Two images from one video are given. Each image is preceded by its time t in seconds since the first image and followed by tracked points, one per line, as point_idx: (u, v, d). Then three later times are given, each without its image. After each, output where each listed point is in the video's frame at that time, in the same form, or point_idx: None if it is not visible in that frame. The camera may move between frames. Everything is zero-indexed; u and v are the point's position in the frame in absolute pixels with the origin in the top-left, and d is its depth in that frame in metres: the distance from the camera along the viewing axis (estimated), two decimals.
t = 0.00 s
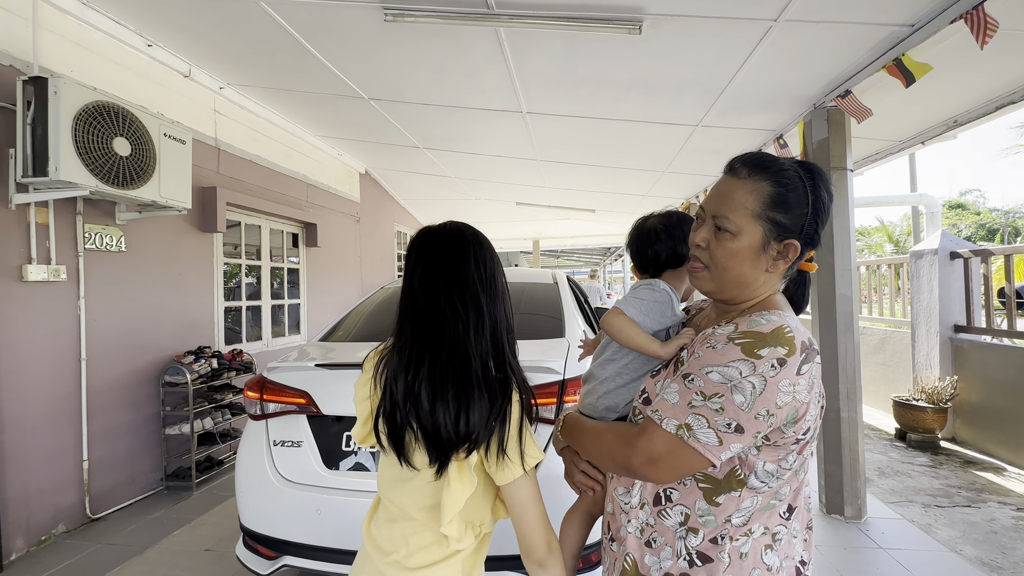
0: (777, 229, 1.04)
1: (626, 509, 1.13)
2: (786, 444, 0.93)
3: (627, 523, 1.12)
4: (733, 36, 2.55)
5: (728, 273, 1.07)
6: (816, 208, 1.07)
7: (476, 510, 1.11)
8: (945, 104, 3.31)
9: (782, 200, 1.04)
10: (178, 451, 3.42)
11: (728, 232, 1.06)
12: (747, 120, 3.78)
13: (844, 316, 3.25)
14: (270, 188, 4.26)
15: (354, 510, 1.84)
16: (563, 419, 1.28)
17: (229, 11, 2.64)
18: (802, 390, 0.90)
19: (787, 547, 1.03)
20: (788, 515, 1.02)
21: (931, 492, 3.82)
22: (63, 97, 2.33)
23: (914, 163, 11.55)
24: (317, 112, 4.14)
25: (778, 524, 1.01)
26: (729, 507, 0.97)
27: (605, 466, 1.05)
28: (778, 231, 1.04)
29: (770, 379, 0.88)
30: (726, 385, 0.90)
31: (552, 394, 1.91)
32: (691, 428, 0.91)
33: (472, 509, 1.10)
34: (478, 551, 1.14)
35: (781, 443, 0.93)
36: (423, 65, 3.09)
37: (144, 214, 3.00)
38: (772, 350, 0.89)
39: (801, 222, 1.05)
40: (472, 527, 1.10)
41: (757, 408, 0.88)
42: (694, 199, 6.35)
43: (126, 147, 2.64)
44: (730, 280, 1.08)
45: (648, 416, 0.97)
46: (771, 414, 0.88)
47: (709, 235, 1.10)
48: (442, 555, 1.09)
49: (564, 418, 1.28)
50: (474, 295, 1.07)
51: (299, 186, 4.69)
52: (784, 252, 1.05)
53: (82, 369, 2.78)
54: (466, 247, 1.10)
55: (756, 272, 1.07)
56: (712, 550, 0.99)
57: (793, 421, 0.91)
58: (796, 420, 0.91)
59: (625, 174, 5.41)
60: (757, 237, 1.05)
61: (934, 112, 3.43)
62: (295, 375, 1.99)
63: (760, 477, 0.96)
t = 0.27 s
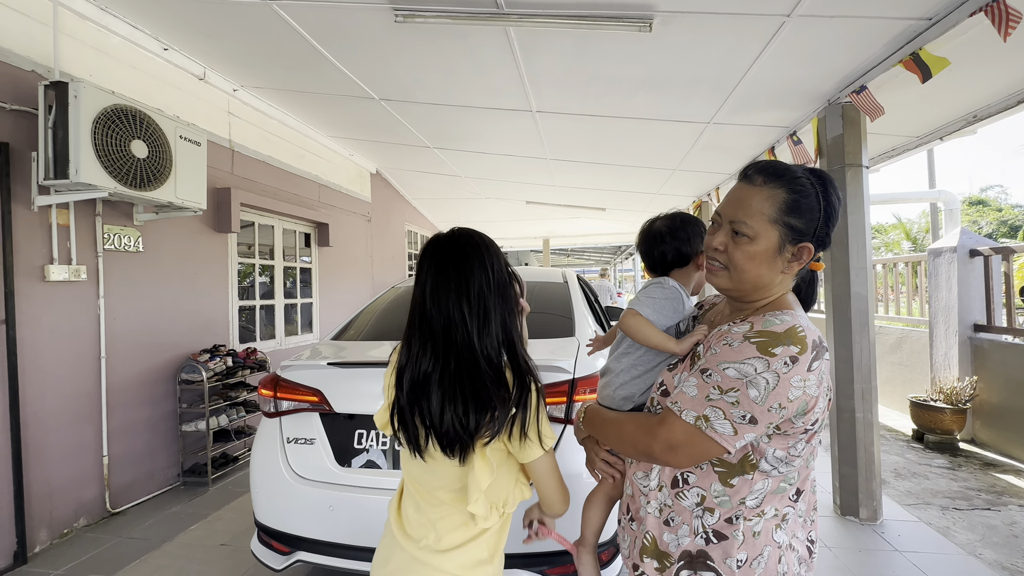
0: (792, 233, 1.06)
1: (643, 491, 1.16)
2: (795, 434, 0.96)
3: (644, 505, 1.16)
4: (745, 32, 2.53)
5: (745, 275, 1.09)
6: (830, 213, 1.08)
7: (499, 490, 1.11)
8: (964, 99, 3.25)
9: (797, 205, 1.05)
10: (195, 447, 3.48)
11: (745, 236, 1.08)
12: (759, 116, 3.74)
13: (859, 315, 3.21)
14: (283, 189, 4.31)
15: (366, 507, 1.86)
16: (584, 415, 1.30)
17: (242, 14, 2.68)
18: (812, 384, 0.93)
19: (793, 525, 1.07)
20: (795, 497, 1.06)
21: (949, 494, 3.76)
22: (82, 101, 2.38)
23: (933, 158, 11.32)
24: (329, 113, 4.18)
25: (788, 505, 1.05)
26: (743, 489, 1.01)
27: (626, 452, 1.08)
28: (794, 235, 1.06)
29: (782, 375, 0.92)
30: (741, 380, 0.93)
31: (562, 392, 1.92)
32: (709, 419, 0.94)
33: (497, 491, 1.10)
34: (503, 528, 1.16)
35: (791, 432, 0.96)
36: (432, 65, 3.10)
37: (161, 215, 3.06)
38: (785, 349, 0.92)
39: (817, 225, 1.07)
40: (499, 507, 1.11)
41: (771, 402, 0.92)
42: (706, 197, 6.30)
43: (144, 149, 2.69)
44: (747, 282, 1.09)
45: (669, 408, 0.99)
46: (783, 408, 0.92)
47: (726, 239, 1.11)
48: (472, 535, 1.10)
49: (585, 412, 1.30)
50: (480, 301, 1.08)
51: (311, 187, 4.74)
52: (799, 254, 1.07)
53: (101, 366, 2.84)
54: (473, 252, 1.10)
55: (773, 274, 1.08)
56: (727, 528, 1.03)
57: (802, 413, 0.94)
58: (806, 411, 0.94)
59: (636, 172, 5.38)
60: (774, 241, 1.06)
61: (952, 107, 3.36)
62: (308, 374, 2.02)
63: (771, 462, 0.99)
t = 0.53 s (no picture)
0: (805, 226, 1.06)
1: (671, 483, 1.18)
2: (818, 420, 0.98)
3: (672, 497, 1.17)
4: (764, 23, 2.49)
5: (759, 269, 1.08)
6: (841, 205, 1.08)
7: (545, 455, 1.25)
8: (994, 88, 3.14)
9: (809, 198, 1.05)
10: (218, 440, 3.58)
11: (759, 231, 1.07)
12: (779, 109, 3.67)
13: (882, 312, 3.14)
14: (301, 187, 4.39)
15: (380, 499, 1.89)
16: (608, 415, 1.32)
17: (263, 15, 2.73)
18: (834, 370, 0.96)
19: (818, 510, 1.10)
20: (820, 482, 1.09)
21: (977, 496, 3.66)
22: (110, 103, 2.46)
23: (964, 150, 10.94)
24: (345, 111, 4.23)
25: (813, 491, 1.08)
26: (771, 476, 1.03)
27: (653, 447, 1.11)
28: (807, 228, 1.06)
29: (806, 363, 0.94)
30: (766, 370, 0.96)
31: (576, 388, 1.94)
32: (736, 409, 0.97)
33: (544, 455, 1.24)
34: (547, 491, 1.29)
35: (815, 419, 0.98)
36: (447, 61, 3.11)
37: (185, 213, 3.14)
38: (806, 338, 0.95)
39: (830, 218, 1.06)
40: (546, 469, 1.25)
41: (796, 389, 0.94)
42: (723, 192, 6.22)
43: (167, 149, 2.76)
44: (761, 276, 1.09)
45: (697, 401, 1.02)
46: (807, 395, 0.95)
47: (740, 234, 1.10)
48: (523, 495, 1.22)
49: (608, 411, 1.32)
50: (524, 300, 1.19)
51: (329, 184, 4.81)
52: (812, 246, 1.06)
53: (129, 360, 2.93)
54: (515, 257, 1.21)
55: (788, 267, 1.08)
56: (757, 515, 1.05)
57: (825, 399, 0.97)
58: (827, 398, 0.97)
59: (652, 167, 5.32)
60: (788, 235, 1.06)
61: (981, 96, 3.26)
62: (325, 368, 2.06)
63: (796, 449, 1.01)
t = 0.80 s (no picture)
0: (823, 216, 1.04)
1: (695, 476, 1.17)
2: (847, 412, 0.97)
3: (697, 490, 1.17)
4: (787, 10, 2.43)
5: (777, 261, 1.07)
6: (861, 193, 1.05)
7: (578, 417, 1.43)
8: None
9: (827, 187, 1.03)
10: (247, 429, 3.71)
11: (777, 223, 1.06)
12: (805, 97, 3.58)
13: (912, 306, 3.05)
14: (325, 183, 4.49)
15: (398, 487, 1.94)
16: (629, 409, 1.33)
17: (287, 15, 2.81)
18: (862, 361, 0.95)
19: (846, 501, 1.08)
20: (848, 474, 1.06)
21: (1012, 498, 3.53)
22: (143, 103, 2.56)
23: (1007, 138, 10.44)
24: (367, 108, 4.30)
25: (840, 482, 1.05)
26: (798, 469, 1.01)
27: (679, 441, 1.11)
28: (826, 218, 1.04)
29: (836, 354, 0.93)
30: (795, 363, 0.95)
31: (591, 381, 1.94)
32: (765, 403, 0.96)
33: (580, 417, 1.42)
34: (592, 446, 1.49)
35: (843, 410, 0.97)
36: (465, 56, 3.14)
37: (214, 209, 3.26)
38: (835, 329, 0.94)
39: (850, 206, 1.04)
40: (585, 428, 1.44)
41: (825, 381, 0.93)
42: (748, 184, 6.10)
43: (197, 148, 2.87)
44: (780, 268, 1.08)
45: (723, 395, 1.01)
46: (837, 386, 0.93)
47: (757, 227, 1.09)
48: (571, 453, 1.42)
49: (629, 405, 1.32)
50: (555, 280, 1.40)
51: (351, 180, 4.90)
52: (832, 236, 1.05)
53: (163, 351, 3.06)
54: (551, 245, 1.42)
55: (808, 258, 1.07)
56: (784, 508, 1.04)
57: (854, 390, 0.96)
58: (857, 389, 0.96)
59: (673, 159, 5.25)
60: (806, 226, 1.05)
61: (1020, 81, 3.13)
62: (346, 359, 2.13)
63: (823, 441, 1.00)
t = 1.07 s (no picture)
0: (846, 205, 1.03)
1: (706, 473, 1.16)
2: (868, 411, 0.96)
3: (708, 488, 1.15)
4: None
5: (798, 252, 1.06)
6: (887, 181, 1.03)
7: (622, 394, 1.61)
8: None
9: (849, 175, 1.02)
10: (270, 418, 3.83)
11: (797, 212, 1.06)
12: (827, 86, 3.50)
13: (936, 301, 2.98)
14: (344, 178, 4.57)
15: (412, 475, 2.00)
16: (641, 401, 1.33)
17: (305, 15, 2.87)
18: (886, 358, 0.93)
19: (865, 502, 1.06)
20: (867, 475, 1.05)
21: None
22: (169, 104, 2.66)
23: None
24: (384, 104, 4.36)
25: (860, 484, 1.04)
26: (815, 468, 1.00)
27: (692, 435, 1.11)
28: (849, 207, 1.02)
29: (858, 350, 0.92)
30: (814, 358, 0.94)
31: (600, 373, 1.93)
32: (781, 398, 0.96)
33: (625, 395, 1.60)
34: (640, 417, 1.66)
35: (864, 409, 0.96)
36: (479, 51, 3.16)
37: (237, 206, 3.36)
38: (859, 324, 0.93)
39: (874, 195, 1.03)
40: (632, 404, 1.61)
41: (846, 377, 0.92)
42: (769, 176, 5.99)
43: (220, 147, 2.96)
44: (801, 259, 1.07)
45: (738, 390, 1.01)
46: (858, 383, 0.93)
47: (778, 216, 1.09)
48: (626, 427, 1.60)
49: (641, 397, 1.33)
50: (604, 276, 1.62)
51: (370, 176, 4.98)
52: (855, 225, 1.03)
53: (191, 342, 3.19)
54: (607, 247, 1.65)
55: (830, 248, 1.05)
56: (800, 509, 1.02)
57: (876, 388, 0.94)
58: (879, 386, 0.95)
59: (692, 151, 5.19)
60: (828, 215, 1.04)
61: None
62: (362, 351, 2.20)
63: (842, 440, 0.99)
